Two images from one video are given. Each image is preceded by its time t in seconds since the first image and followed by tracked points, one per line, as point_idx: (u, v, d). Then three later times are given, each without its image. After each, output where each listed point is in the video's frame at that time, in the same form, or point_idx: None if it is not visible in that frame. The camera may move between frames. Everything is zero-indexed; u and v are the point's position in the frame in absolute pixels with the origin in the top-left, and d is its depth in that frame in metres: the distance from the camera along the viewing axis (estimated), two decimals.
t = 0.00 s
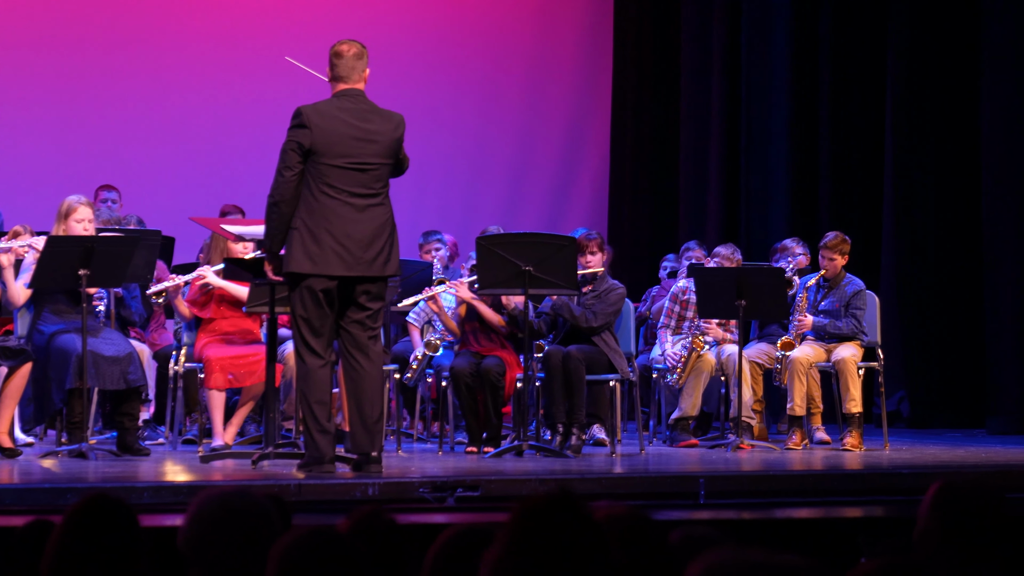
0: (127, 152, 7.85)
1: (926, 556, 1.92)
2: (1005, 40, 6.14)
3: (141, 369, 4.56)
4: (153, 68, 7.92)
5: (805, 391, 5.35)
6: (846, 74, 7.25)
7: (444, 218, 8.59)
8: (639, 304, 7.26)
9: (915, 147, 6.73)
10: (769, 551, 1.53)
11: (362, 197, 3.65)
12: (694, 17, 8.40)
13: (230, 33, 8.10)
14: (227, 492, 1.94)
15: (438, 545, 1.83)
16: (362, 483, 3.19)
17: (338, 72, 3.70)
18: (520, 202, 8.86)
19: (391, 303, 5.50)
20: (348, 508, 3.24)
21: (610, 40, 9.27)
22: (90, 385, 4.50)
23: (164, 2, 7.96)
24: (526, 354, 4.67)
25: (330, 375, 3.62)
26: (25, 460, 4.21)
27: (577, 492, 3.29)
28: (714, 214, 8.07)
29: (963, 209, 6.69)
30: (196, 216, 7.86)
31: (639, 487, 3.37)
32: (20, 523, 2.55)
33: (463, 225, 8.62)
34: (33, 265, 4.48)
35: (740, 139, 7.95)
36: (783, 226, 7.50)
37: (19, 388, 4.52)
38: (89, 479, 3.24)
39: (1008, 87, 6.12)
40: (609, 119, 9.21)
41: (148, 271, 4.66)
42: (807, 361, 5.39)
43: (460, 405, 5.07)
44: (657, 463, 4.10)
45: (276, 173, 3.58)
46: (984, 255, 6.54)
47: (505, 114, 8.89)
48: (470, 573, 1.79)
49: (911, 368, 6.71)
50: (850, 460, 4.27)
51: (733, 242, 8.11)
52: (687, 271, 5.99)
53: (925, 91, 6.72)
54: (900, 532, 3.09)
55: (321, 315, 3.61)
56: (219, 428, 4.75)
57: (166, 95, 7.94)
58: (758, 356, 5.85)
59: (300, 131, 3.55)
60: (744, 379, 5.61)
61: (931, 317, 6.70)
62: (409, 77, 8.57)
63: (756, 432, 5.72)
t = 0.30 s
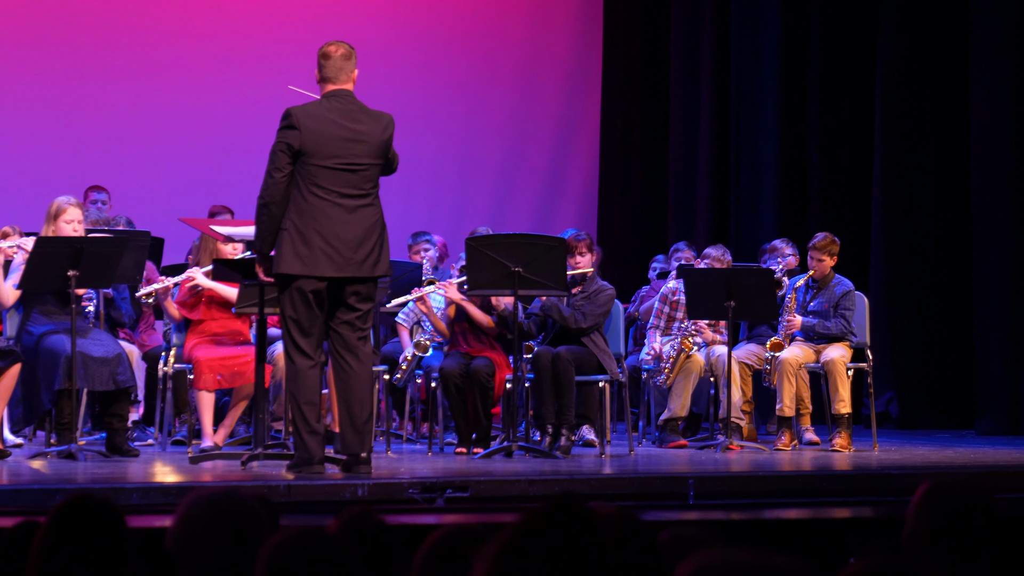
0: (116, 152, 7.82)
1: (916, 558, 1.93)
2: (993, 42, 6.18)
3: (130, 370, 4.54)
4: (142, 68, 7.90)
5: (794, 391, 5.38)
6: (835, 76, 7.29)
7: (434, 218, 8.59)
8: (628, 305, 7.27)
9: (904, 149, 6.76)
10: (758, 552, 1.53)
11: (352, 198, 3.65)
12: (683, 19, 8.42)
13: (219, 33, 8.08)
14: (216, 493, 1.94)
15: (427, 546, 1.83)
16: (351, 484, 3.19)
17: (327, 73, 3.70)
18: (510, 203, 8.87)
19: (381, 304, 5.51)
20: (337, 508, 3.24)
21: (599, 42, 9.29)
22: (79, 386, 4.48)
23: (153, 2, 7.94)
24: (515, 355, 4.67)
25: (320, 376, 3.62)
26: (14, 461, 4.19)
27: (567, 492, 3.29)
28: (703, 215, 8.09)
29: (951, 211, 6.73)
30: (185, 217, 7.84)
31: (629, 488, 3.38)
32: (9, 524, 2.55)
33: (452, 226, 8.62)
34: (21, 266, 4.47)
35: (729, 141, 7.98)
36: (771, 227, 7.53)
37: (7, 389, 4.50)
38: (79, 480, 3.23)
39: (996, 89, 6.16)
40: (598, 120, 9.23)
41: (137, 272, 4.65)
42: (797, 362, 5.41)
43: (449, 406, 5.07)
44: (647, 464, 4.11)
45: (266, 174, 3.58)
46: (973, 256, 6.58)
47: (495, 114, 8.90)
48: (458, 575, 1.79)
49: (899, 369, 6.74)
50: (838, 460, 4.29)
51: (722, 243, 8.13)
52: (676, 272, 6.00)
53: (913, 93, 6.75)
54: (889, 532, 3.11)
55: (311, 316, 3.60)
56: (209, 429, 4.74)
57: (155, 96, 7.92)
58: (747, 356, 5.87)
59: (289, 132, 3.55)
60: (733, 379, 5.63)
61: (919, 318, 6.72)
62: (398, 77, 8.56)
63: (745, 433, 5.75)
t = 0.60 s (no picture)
0: (105, 152, 7.80)
1: (905, 558, 1.94)
2: (981, 45, 6.22)
3: (119, 371, 4.52)
4: (131, 68, 7.88)
5: (782, 392, 5.39)
6: (823, 78, 7.31)
7: (423, 219, 8.58)
8: (617, 306, 7.29)
9: (892, 151, 6.79)
10: (747, 552, 1.53)
11: (341, 199, 3.64)
12: (672, 20, 8.44)
13: (208, 33, 8.07)
14: (205, 493, 1.93)
15: (416, 548, 1.82)
16: (340, 485, 3.18)
17: (316, 74, 3.69)
18: (499, 204, 8.87)
19: (370, 305, 5.50)
20: (326, 510, 3.23)
21: (588, 43, 9.31)
22: (68, 388, 4.46)
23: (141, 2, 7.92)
24: (504, 356, 4.67)
25: (309, 377, 3.61)
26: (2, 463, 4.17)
27: (557, 493, 3.29)
28: (692, 216, 8.11)
29: (938, 212, 6.77)
30: (173, 218, 7.82)
31: (618, 488, 3.38)
32: None
33: (441, 227, 8.62)
34: (9, 267, 4.46)
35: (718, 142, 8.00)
36: (760, 228, 7.55)
37: None
38: (67, 481, 3.22)
39: (983, 91, 6.20)
40: (587, 121, 9.24)
41: (126, 272, 4.64)
42: (785, 363, 5.42)
43: (438, 407, 5.07)
44: (636, 464, 4.17)
45: (255, 175, 3.58)
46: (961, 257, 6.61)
47: (484, 115, 8.90)
48: None
49: (887, 370, 6.77)
50: (826, 461, 4.29)
51: (711, 244, 8.15)
52: (665, 273, 6.02)
53: (902, 95, 6.78)
54: (877, 533, 3.11)
55: (300, 317, 3.60)
56: (198, 430, 4.73)
57: (144, 96, 7.90)
58: (736, 357, 5.89)
59: (279, 132, 3.55)
60: (722, 380, 5.65)
61: (907, 319, 6.75)
62: (387, 78, 8.56)
63: (734, 434, 5.77)
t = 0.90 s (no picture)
0: (92, 153, 7.77)
1: (895, 557, 1.95)
2: (968, 47, 6.26)
3: (108, 372, 4.51)
4: (119, 69, 7.87)
5: (771, 393, 5.41)
6: (811, 79, 7.34)
7: (412, 220, 8.58)
8: (606, 307, 7.30)
9: (879, 152, 6.82)
10: (735, 554, 1.54)
11: (331, 199, 3.64)
12: (661, 22, 8.47)
13: (197, 34, 8.05)
14: (193, 494, 1.93)
15: (404, 549, 1.82)
16: (329, 486, 3.18)
17: (306, 75, 3.69)
18: (488, 204, 8.87)
19: (359, 306, 5.49)
20: (314, 510, 3.23)
21: (577, 45, 9.32)
22: (56, 388, 4.45)
23: (130, 2, 7.90)
24: (493, 357, 4.67)
25: (298, 378, 3.61)
26: None
27: (546, 494, 3.29)
28: (680, 217, 8.13)
29: (925, 213, 6.80)
30: (162, 218, 7.80)
31: (607, 489, 3.38)
32: None
33: (430, 228, 8.62)
34: None
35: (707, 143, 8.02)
36: (748, 229, 7.57)
37: None
38: (56, 482, 3.20)
39: (970, 93, 6.24)
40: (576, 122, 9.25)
41: (115, 273, 4.63)
42: (774, 364, 5.44)
43: (427, 408, 5.07)
44: (625, 464, 4.24)
45: (245, 175, 3.57)
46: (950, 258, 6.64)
47: (473, 116, 8.91)
48: None
49: (876, 371, 6.79)
50: (815, 462, 4.31)
51: (699, 245, 8.17)
52: (654, 274, 6.02)
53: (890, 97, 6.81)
54: (866, 534, 3.12)
55: (290, 318, 3.60)
56: (187, 431, 4.72)
57: (132, 97, 7.88)
58: (725, 357, 5.91)
59: (269, 133, 3.54)
60: (711, 381, 5.66)
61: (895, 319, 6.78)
62: (376, 79, 8.56)
63: (723, 434, 5.79)
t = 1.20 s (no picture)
0: (81, 153, 7.76)
1: (884, 558, 1.95)
2: (956, 49, 6.30)
3: (96, 373, 4.50)
4: (108, 69, 7.85)
5: (759, 394, 5.43)
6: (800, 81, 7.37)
7: (400, 221, 8.57)
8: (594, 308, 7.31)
9: (867, 154, 6.85)
10: (724, 554, 1.53)
11: (320, 200, 3.64)
12: (650, 23, 8.48)
13: (186, 35, 8.04)
14: (182, 494, 1.93)
15: (392, 550, 1.82)
16: (317, 487, 3.17)
17: (297, 75, 3.68)
18: (476, 205, 8.88)
19: (348, 306, 5.49)
20: (303, 512, 3.23)
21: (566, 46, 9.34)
22: (44, 389, 4.43)
23: (118, 2, 7.89)
24: (482, 357, 4.68)
25: (287, 379, 3.61)
26: None
27: (535, 495, 3.29)
28: (669, 218, 8.16)
29: (913, 215, 6.84)
30: (150, 219, 7.78)
31: (596, 490, 3.38)
32: None
33: (418, 228, 8.61)
34: None
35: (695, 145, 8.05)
36: (737, 231, 7.60)
37: None
38: (44, 483, 3.19)
39: (957, 95, 6.27)
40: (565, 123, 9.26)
41: (103, 274, 4.61)
42: (763, 364, 5.46)
43: (415, 409, 5.07)
44: (614, 465, 4.29)
45: (235, 176, 3.57)
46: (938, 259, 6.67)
47: (462, 117, 8.91)
48: None
49: (864, 371, 6.82)
50: (804, 463, 4.33)
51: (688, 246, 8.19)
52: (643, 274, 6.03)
53: (879, 99, 6.84)
54: (856, 535, 3.13)
55: (279, 319, 3.59)
56: (175, 432, 4.70)
57: (120, 98, 7.87)
58: (713, 358, 5.93)
59: (259, 133, 3.54)
60: (700, 382, 5.67)
61: (882, 320, 6.81)
62: (366, 79, 8.56)
63: (711, 435, 5.81)
